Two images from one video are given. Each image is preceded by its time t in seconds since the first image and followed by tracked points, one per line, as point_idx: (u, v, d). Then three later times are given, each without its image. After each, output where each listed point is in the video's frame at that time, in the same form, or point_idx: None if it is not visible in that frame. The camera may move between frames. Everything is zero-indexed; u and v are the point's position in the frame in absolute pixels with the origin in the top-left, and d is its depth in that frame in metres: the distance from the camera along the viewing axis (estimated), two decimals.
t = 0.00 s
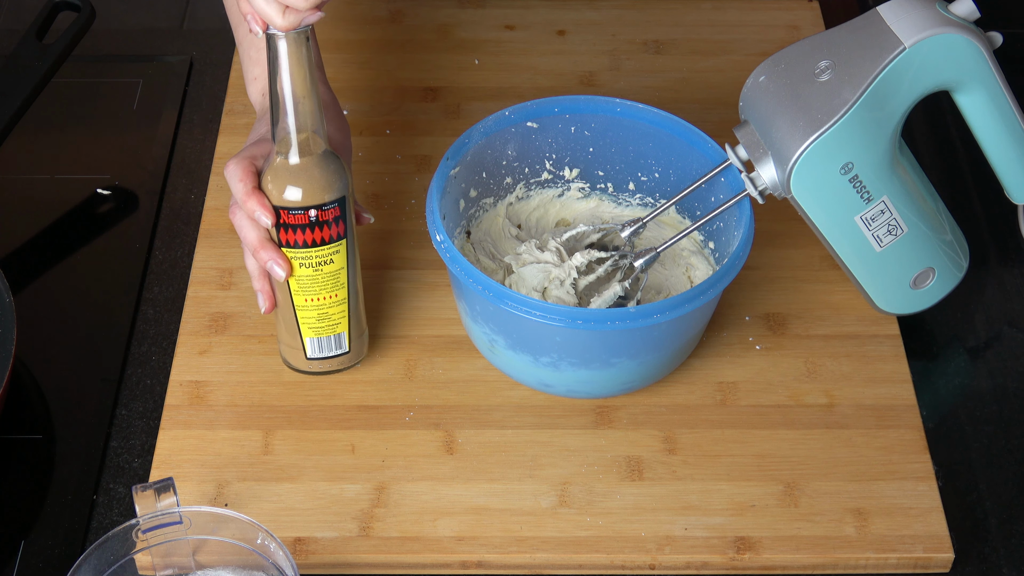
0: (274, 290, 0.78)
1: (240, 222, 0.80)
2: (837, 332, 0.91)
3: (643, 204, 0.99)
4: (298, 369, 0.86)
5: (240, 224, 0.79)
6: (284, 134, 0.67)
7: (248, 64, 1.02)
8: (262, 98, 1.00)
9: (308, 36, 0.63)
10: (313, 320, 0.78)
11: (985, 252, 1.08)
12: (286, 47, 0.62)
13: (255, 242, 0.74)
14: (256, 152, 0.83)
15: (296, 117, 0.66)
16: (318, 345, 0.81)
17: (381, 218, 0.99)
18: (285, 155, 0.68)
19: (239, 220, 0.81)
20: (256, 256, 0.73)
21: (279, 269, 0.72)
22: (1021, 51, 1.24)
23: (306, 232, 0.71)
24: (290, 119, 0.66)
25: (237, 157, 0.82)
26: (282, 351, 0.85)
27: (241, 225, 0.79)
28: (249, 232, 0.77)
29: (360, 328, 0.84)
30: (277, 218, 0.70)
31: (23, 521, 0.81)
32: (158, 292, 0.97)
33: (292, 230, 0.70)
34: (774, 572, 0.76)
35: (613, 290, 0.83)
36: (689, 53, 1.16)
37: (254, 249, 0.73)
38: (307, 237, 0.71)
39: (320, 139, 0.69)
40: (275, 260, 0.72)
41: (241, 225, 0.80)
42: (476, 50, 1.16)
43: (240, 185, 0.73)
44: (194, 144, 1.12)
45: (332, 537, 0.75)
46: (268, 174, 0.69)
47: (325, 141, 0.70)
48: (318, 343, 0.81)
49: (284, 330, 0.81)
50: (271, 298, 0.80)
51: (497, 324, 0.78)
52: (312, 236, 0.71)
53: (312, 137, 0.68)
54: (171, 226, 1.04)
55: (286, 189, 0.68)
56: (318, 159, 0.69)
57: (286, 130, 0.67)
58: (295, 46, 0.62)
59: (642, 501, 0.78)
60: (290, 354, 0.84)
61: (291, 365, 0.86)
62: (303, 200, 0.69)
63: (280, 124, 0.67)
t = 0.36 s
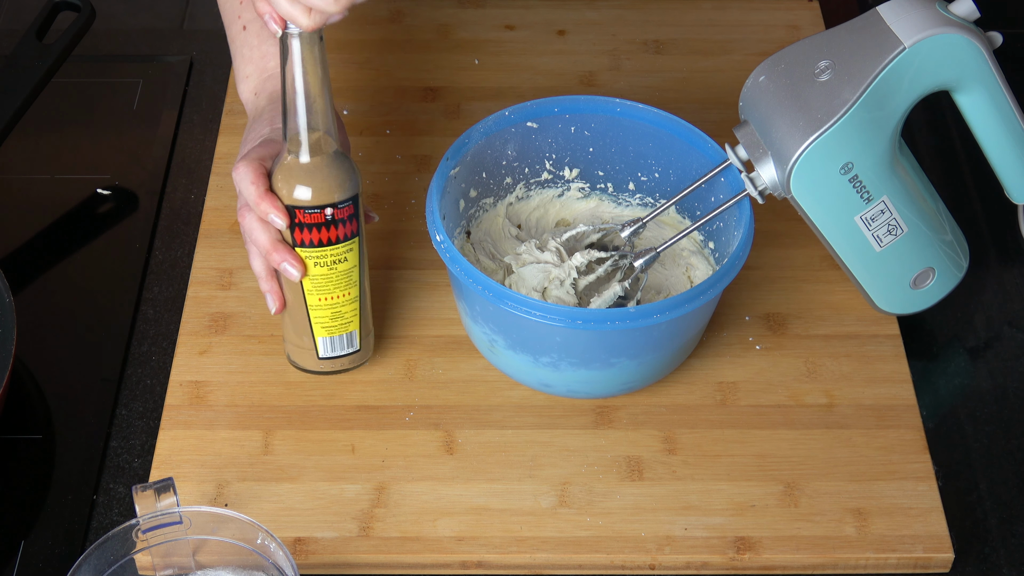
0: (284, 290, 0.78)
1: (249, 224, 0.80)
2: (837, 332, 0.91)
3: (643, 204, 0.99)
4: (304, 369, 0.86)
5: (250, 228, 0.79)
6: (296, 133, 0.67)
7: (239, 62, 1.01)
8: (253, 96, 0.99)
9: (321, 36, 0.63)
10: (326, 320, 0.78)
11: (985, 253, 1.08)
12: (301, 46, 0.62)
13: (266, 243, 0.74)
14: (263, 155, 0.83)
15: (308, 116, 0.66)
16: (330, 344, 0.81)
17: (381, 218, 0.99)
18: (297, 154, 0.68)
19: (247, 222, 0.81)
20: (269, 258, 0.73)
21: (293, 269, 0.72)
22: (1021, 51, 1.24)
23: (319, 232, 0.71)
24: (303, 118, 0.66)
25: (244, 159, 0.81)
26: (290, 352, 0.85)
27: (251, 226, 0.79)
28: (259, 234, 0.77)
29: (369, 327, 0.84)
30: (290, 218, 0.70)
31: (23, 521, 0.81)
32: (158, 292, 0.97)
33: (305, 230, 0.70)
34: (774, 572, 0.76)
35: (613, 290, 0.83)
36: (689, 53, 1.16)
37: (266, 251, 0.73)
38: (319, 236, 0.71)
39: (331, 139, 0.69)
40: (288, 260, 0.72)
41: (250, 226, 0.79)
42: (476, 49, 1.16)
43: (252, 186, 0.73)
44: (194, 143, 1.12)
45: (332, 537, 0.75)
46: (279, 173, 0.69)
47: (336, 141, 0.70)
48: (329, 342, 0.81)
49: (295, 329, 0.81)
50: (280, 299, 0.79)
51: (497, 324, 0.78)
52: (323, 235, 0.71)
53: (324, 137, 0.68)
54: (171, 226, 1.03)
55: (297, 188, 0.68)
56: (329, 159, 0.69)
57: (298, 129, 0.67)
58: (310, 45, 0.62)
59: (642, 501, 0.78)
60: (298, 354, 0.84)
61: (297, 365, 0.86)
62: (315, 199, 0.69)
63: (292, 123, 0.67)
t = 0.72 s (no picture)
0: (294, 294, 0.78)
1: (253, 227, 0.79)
2: (837, 332, 0.91)
3: (643, 204, 0.99)
4: (310, 370, 0.86)
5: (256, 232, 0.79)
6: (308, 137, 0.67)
7: (230, 62, 1.00)
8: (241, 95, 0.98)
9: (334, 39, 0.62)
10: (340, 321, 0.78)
11: (985, 253, 1.08)
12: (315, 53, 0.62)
13: (278, 249, 0.74)
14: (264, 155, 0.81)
15: (320, 121, 0.66)
16: (341, 346, 0.81)
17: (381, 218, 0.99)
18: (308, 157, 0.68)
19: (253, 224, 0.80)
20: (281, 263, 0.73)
21: (308, 274, 0.72)
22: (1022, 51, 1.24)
23: (335, 236, 0.71)
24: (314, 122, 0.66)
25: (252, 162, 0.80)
26: (297, 354, 0.85)
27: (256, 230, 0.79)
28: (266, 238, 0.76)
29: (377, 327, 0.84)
30: (305, 221, 0.70)
31: (23, 521, 0.81)
32: (158, 292, 0.97)
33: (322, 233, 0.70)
34: (774, 572, 0.76)
35: (612, 290, 0.83)
36: (688, 53, 1.16)
37: (279, 257, 0.73)
38: (333, 240, 0.71)
39: (342, 143, 0.68)
40: (302, 265, 0.72)
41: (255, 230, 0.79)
42: (476, 50, 1.16)
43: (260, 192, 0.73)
44: (194, 143, 1.12)
45: (332, 537, 0.75)
46: (290, 175, 0.70)
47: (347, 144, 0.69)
48: (340, 344, 0.81)
49: (305, 332, 0.81)
50: (290, 304, 0.79)
51: (497, 324, 0.78)
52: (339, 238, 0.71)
53: (334, 142, 0.68)
54: (171, 226, 1.03)
55: (307, 191, 0.69)
56: (340, 163, 0.69)
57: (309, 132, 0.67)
58: (324, 51, 0.62)
59: (642, 502, 0.78)
60: (305, 355, 0.84)
61: (304, 367, 0.86)
62: (327, 204, 0.69)
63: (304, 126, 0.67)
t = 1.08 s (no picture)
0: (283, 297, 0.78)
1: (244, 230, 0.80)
2: (837, 332, 0.91)
3: (643, 204, 0.99)
4: (303, 372, 0.86)
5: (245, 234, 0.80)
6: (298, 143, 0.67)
7: (237, 64, 1.00)
8: (246, 98, 0.98)
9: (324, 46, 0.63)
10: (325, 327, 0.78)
11: (985, 252, 1.08)
12: (305, 59, 0.62)
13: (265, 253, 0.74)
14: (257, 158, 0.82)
15: (309, 125, 0.66)
16: (330, 350, 0.81)
17: (381, 219, 0.99)
18: (297, 164, 0.68)
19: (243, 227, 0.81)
20: (268, 267, 0.74)
21: (293, 279, 0.73)
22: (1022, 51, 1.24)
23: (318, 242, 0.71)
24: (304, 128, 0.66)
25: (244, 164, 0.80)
26: (291, 357, 0.85)
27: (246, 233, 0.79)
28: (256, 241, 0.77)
29: (369, 331, 0.84)
30: (290, 227, 0.70)
31: (23, 521, 0.81)
32: (158, 292, 0.97)
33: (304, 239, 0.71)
34: (774, 572, 0.76)
35: (613, 290, 0.83)
36: (688, 52, 1.16)
37: (266, 260, 0.74)
38: (322, 245, 0.71)
39: (332, 148, 0.68)
40: (287, 270, 0.73)
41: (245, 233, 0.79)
42: (476, 50, 1.16)
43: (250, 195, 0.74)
44: (194, 143, 1.12)
45: (332, 537, 0.75)
46: (279, 182, 0.69)
47: (336, 150, 0.69)
48: (329, 348, 0.81)
49: (294, 334, 0.81)
50: (280, 306, 0.79)
51: (497, 324, 0.78)
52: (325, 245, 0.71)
53: (324, 147, 0.68)
54: (171, 226, 1.03)
55: (297, 197, 0.68)
56: (330, 168, 0.68)
57: (299, 138, 0.67)
58: (314, 57, 0.62)
59: (642, 502, 0.78)
60: (295, 358, 0.84)
61: (299, 371, 0.86)
62: (316, 211, 0.69)
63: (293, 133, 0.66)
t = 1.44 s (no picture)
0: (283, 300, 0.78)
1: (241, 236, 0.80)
2: (837, 332, 0.91)
3: (643, 204, 0.99)
4: (306, 376, 0.86)
5: (242, 240, 0.80)
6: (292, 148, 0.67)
7: (226, 63, 1.00)
8: (238, 98, 0.98)
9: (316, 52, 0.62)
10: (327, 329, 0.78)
11: (985, 253, 1.08)
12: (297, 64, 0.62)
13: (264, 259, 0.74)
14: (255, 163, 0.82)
15: (304, 130, 0.66)
16: (331, 352, 0.81)
17: (381, 219, 0.99)
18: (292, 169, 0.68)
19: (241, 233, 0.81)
20: (267, 273, 0.74)
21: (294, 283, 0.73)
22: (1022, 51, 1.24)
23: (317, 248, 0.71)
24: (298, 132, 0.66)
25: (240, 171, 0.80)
26: (291, 357, 0.85)
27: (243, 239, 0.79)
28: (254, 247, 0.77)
29: (370, 332, 0.84)
30: (289, 233, 0.70)
31: (23, 521, 0.81)
32: (158, 292, 0.97)
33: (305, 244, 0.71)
34: (774, 572, 0.76)
35: (613, 290, 0.83)
36: (689, 52, 1.16)
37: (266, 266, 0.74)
38: (321, 250, 0.71)
39: (327, 153, 0.68)
40: (287, 276, 0.73)
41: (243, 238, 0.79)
42: (476, 50, 1.16)
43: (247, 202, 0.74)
44: (194, 143, 1.12)
45: (332, 537, 0.75)
46: (276, 187, 0.69)
47: (332, 154, 0.69)
48: (329, 350, 0.81)
49: (295, 337, 0.81)
50: (281, 309, 0.79)
51: (497, 324, 0.78)
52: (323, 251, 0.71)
53: (319, 151, 0.68)
54: (171, 225, 1.03)
55: (293, 201, 0.68)
56: (325, 173, 0.68)
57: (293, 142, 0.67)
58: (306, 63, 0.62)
59: (642, 502, 0.78)
60: (298, 360, 0.84)
61: (299, 372, 0.86)
62: (310, 216, 0.69)
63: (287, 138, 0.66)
